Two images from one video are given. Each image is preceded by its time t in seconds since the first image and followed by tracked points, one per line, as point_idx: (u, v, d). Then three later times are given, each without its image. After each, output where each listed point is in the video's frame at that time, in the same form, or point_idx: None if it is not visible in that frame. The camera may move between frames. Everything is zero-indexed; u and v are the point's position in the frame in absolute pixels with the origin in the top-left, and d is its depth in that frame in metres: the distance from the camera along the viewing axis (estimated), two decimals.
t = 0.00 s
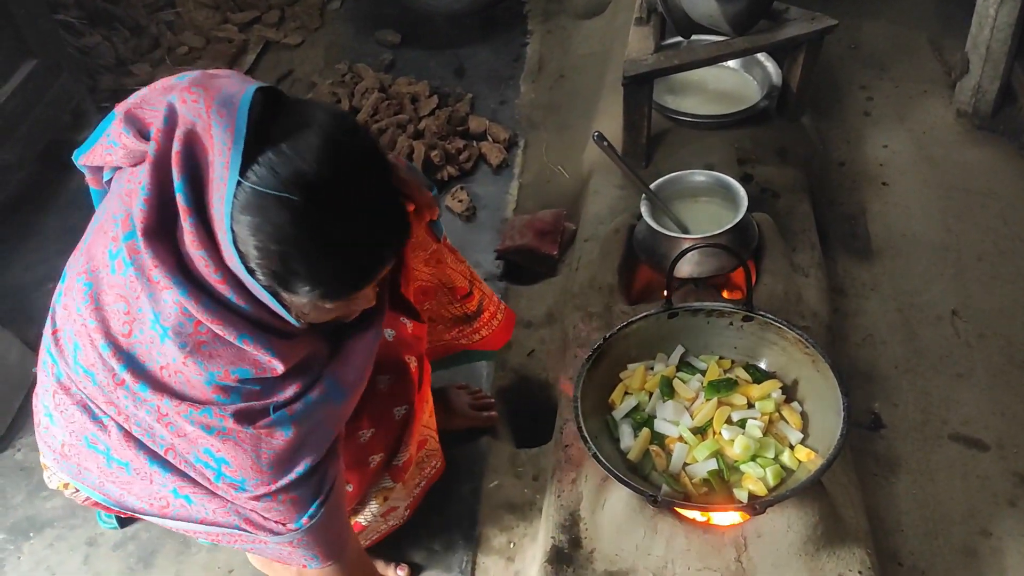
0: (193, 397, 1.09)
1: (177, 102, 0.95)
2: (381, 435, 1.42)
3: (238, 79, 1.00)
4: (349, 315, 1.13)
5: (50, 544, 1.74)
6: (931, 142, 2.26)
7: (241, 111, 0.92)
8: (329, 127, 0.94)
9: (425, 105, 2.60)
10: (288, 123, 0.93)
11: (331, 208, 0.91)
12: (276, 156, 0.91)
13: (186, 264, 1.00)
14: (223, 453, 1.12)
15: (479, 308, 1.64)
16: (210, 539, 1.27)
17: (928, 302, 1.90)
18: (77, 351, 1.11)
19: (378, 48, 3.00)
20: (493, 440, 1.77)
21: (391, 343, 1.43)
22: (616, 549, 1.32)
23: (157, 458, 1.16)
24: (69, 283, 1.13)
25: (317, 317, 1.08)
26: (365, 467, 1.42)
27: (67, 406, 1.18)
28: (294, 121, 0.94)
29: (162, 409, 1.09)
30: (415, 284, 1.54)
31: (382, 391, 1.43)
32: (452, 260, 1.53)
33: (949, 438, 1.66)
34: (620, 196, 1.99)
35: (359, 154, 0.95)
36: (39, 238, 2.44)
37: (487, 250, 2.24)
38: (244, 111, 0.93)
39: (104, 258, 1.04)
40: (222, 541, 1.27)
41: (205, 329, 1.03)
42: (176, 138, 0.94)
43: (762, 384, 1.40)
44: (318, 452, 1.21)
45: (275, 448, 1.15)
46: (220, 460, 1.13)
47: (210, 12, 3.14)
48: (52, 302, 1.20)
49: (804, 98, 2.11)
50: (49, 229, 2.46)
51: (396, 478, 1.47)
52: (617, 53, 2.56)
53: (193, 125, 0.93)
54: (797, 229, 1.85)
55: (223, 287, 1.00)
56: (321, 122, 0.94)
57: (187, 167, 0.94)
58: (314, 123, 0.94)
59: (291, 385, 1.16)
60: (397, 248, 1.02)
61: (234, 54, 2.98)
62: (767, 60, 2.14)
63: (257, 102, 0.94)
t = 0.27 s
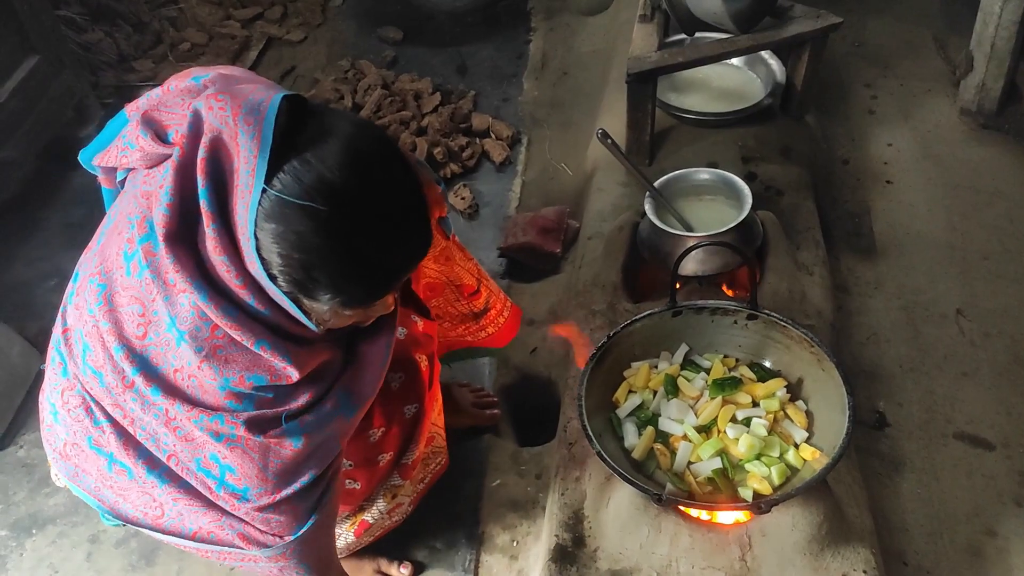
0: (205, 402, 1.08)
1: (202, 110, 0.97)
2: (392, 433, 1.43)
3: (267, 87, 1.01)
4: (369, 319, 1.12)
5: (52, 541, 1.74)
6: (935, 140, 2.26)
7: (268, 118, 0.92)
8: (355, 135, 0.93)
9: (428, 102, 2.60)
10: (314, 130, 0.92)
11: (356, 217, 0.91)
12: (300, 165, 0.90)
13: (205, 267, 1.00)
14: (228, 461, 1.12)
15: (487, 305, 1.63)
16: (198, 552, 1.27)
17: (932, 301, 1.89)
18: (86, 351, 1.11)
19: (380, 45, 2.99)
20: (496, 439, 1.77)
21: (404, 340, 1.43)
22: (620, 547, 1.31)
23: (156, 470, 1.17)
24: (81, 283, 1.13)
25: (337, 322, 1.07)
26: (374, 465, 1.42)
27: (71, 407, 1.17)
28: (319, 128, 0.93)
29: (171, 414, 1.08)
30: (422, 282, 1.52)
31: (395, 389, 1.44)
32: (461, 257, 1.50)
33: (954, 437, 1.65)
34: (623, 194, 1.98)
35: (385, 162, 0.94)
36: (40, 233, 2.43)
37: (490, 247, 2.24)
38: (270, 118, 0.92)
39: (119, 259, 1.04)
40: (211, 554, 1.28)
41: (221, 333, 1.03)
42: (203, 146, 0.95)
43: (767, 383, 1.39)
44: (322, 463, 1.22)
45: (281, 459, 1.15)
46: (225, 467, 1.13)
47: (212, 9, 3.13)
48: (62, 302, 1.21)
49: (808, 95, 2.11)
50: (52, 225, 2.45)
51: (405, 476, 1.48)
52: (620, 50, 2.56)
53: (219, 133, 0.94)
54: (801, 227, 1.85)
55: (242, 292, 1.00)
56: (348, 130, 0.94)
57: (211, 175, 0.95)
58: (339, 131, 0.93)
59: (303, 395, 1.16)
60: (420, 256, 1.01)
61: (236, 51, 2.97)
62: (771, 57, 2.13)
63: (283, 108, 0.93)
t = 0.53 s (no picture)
0: (203, 402, 1.08)
1: (198, 109, 0.95)
2: (389, 431, 1.43)
3: (267, 87, 1.00)
4: (367, 320, 1.12)
5: (52, 539, 1.74)
6: (936, 139, 2.26)
7: (266, 119, 0.91)
8: (354, 136, 0.93)
9: (428, 100, 2.59)
10: (313, 131, 0.92)
11: (354, 218, 0.90)
12: (298, 166, 0.90)
13: (202, 267, 0.99)
14: (227, 460, 1.12)
15: (488, 306, 1.62)
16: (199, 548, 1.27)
17: (932, 300, 1.89)
18: (84, 349, 1.11)
19: (380, 42, 2.99)
20: (496, 437, 1.77)
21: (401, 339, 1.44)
22: (621, 546, 1.31)
23: (156, 468, 1.17)
24: (80, 281, 1.12)
25: (335, 322, 1.07)
26: (372, 463, 1.42)
27: (69, 404, 1.17)
28: (319, 129, 0.93)
29: (169, 413, 1.09)
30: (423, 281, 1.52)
31: (391, 387, 1.44)
32: (463, 258, 1.49)
33: (954, 436, 1.65)
34: (625, 192, 1.98)
35: (384, 163, 0.94)
36: (39, 230, 2.43)
37: (490, 246, 2.23)
38: (268, 118, 0.92)
39: (117, 257, 1.03)
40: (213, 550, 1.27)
41: (218, 333, 1.02)
42: (199, 145, 0.94)
43: (768, 382, 1.39)
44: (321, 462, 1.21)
45: (280, 459, 1.15)
46: (223, 466, 1.13)
47: (211, 6, 3.13)
48: (61, 299, 1.20)
49: (809, 94, 2.10)
50: (50, 222, 2.45)
51: (403, 474, 1.48)
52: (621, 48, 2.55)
53: (215, 133, 0.93)
54: (802, 226, 1.85)
55: (239, 293, 0.99)
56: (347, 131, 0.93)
57: (208, 175, 0.94)
58: (338, 132, 0.93)
59: (301, 396, 1.16)
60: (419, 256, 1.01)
61: (236, 48, 2.97)
62: (772, 56, 2.13)
63: (282, 109, 0.93)
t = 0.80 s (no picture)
0: (202, 407, 1.08)
1: (191, 115, 0.94)
2: (388, 431, 1.41)
3: (261, 91, 0.99)
4: (362, 322, 1.11)
5: (49, 540, 1.73)
6: (934, 139, 2.26)
7: (258, 124, 0.90)
8: (347, 141, 0.92)
9: (426, 100, 2.58)
10: (306, 136, 0.91)
11: (348, 224, 0.90)
12: (290, 172, 0.89)
13: (198, 273, 0.99)
14: (227, 464, 1.11)
15: (484, 304, 1.62)
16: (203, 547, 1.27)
17: (931, 300, 1.89)
18: (81, 353, 1.11)
19: (378, 41, 2.98)
20: (494, 438, 1.76)
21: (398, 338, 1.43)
22: (619, 547, 1.31)
23: (157, 470, 1.16)
24: (76, 285, 1.12)
25: (329, 326, 1.06)
26: (371, 462, 1.41)
27: (68, 408, 1.17)
28: (312, 134, 0.92)
29: (168, 418, 1.08)
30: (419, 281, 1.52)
31: (388, 386, 1.42)
32: (459, 257, 1.50)
33: (953, 437, 1.65)
34: (623, 192, 1.97)
35: (378, 167, 0.93)
36: (35, 230, 2.42)
37: (488, 245, 2.23)
38: (259, 124, 0.90)
39: (113, 262, 1.03)
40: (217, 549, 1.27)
41: (215, 339, 1.01)
42: (192, 152, 0.93)
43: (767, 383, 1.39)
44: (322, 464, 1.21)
45: (281, 462, 1.15)
46: (224, 470, 1.12)
47: (208, 5, 3.11)
48: (57, 302, 1.20)
49: (808, 94, 2.10)
50: (46, 221, 2.44)
51: (402, 473, 1.47)
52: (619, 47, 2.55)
53: (207, 140, 0.92)
54: (801, 226, 1.85)
55: (236, 299, 0.99)
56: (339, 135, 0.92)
57: (201, 181, 0.93)
58: (330, 137, 0.92)
59: (299, 399, 1.15)
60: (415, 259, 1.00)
61: (232, 46, 2.96)
62: (770, 55, 2.13)
63: (273, 114, 0.92)
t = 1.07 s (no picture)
0: (195, 407, 1.07)
1: (183, 114, 0.94)
2: (382, 432, 1.40)
3: (255, 90, 0.99)
4: (358, 322, 1.10)
5: (45, 542, 1.72)
6: (931, 139, 2.26)
7: (250, 123, 0.90)
8: (341, 140, 0.92)
9: (423, 100, 2.58)
10: (300, 135, 0.91)
11: (343, 222, 0.89)
12: (284, 171, 0.89)
13: (190, 273, 0.98)
14: (221, 464, 1.10)
15: (483, 306, 1.61)
16: (199, 547, 1.26)
17: (928, 300, 1.89)
18: (75, 353, 1.10)
19: (375, 41, 2.97)
20: (492, 439, 1.76)
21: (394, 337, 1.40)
22: (618, 549, 1.31)
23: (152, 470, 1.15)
24: (70, 285, 1.11)
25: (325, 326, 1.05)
26: (366, 463, 1.40)
27: (63, 409, 1.16)
28: (306, 133, 0.91)
29: (161, 418, 1.08)
30: (418, 283, 1.52)
31: (383, 387, 1.40)
32: (457, 258, 1.50)
33: (950, 437, 1.65)
34: (621, 193, 1.97)
35: (372, 166, 0.93)
36: (30, 231, 2.41)
37: (485, 246, 2.22)
38: (252, 122, 0.90)
39: (106, 261, 1.02)
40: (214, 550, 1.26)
41: (208, 339, 1.01)
42: (184, 151, 0.93)
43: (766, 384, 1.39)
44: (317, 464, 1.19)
45: (275, 462, 1.14)
46: (218, 470, 1.12)
47: (204, 4, 3.11)
48: (52, 303, 1.19)
49: (805, 94, 2.10)
50: (41, 221, 2.43)
51: (397, 474, 1.46)
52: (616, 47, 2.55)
53: (200, 139, 0.92)
54: (798, 226, 1.85)
55: (229, 299, 0.98)
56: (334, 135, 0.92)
57: (193, 180, 0.93)
58: (324, 136, 0.92)
59: (293, 398, 1.14)
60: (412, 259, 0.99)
61: (229, 46, 2.95)
62: (768, 55, 2.13)
63: (266, 113, 0.92)
